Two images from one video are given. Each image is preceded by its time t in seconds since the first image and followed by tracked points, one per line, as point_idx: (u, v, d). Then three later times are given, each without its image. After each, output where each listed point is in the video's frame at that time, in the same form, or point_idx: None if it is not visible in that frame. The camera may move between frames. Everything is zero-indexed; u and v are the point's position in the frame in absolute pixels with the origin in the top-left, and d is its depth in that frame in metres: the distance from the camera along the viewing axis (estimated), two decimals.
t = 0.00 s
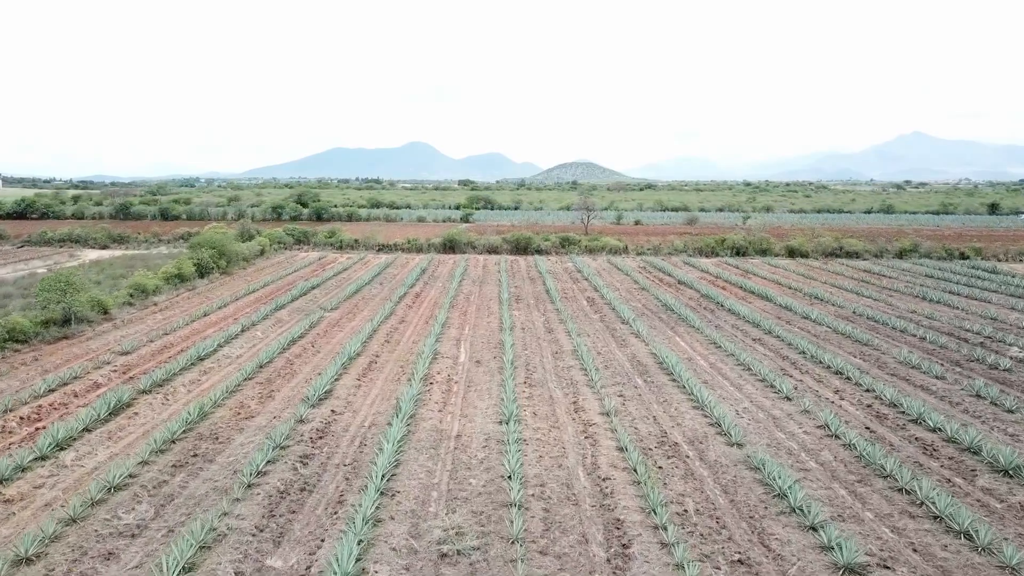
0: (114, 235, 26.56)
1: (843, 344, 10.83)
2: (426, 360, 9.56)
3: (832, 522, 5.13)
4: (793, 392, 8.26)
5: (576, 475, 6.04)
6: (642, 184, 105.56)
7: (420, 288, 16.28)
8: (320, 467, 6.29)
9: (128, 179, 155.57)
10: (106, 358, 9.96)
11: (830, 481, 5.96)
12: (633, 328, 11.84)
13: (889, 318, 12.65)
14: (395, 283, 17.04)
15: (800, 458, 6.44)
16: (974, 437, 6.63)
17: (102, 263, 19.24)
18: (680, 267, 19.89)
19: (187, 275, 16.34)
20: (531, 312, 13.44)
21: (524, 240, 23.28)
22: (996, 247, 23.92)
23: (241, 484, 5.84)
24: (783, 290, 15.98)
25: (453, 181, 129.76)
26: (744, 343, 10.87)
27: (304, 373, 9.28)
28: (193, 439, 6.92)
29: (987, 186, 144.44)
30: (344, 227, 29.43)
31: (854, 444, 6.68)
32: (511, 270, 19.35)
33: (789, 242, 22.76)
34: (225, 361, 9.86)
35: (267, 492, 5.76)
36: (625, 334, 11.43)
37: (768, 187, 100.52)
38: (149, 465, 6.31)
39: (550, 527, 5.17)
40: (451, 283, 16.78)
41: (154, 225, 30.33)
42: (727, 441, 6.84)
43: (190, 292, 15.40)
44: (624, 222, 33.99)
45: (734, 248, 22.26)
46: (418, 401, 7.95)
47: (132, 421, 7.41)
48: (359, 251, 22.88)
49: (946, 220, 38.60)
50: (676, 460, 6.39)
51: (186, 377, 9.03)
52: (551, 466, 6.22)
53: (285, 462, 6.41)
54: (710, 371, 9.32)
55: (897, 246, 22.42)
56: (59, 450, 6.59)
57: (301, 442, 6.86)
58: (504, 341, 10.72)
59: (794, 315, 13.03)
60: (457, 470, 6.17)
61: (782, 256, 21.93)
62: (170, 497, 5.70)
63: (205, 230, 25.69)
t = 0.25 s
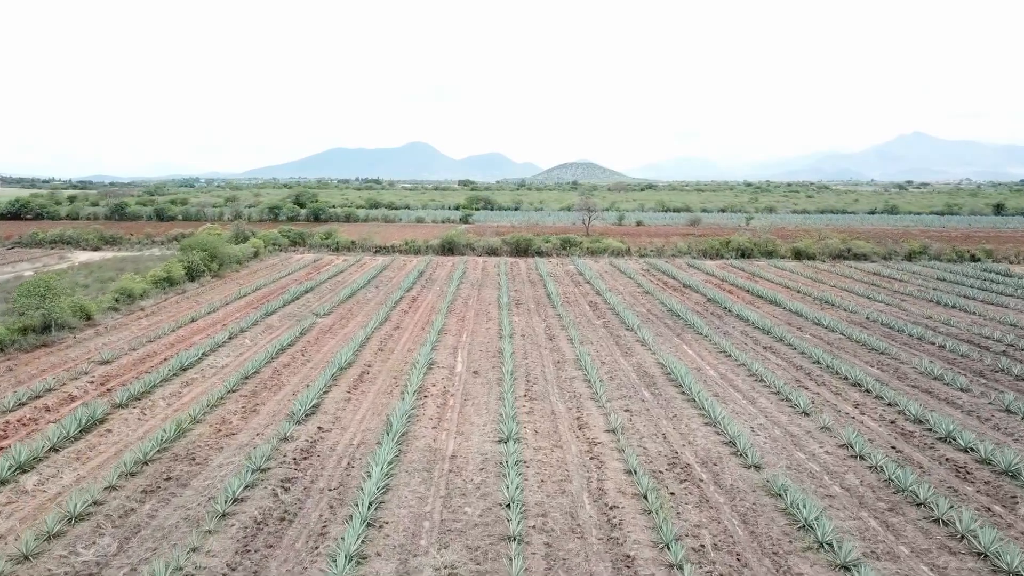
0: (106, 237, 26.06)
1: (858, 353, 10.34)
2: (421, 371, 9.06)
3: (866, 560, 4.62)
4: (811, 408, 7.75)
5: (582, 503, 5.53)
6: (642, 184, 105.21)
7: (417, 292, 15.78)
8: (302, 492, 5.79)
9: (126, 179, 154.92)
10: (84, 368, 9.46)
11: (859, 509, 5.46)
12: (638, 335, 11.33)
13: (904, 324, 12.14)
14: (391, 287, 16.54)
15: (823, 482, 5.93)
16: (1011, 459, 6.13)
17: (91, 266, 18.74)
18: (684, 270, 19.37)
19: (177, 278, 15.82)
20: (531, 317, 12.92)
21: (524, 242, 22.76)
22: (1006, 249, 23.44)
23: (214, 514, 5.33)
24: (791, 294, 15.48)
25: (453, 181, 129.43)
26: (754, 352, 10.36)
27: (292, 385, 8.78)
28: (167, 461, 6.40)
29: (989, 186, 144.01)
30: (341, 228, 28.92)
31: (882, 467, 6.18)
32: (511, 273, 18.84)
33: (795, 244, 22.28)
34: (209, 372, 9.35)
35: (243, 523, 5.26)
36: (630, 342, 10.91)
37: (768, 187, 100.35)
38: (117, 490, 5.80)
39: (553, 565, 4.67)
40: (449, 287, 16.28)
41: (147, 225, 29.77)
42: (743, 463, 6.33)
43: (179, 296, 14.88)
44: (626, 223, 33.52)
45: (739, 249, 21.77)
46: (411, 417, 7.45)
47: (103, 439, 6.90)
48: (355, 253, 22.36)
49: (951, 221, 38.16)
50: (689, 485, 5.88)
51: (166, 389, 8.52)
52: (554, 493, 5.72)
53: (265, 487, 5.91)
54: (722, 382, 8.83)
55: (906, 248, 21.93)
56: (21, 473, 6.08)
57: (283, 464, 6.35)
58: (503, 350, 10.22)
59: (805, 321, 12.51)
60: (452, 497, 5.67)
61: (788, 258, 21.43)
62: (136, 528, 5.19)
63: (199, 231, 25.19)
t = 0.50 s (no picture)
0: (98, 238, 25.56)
1: (876, 362, 9.83)
2: (415, 383, 8.55)
3: None
4: (831, 424, 7.24)
5: (587, 537, 5.03)
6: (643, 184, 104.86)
7: (414, 296, 15.27)
8: (281, 522, 5.28)
9: (126, 180, 154.36)
10: (60, 378, 8.95)
11: (893, 543, 4.95)
12: (643, 343, 10.82)
13: (922, 331, 11.62)
14: (387, 290, 16.04)
15: (851, 511, 5.43)
16: None
17: (79, 268, 18.23)
18: (689, 273, 18.85)
19: (166, 282, 15.32)
20: (532, 323, 12.42)
21: (525, 243, 22.25)
22: (1017, 251, 22.91)
23: (182, 550, 4.82)
24: (801, 298, 14.96)
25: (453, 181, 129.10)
26: (766, 361, 9.85)
27: (278, 398, 8.28)
28: (137, 485, 5.90)
29: (992, 185, 143.37)
30: (338, 229, 28.42)
31: (914, 493, 5.67)
32: (510, 276, 18.33)
33: (801, 246, 21.78)
34: (191, 383, 8.84)
35: (213, 561, 4.75)
36: (635, 350, 10.41)
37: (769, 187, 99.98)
38: (78, 520, 5.29)
39: None
40: (447, 291, 15.78)
41: (141, 226, 29.26)
42: (762, 488, 5.83)
43: (167, 300, 14.37)
44: (627, 224, 33.05)
45: (744, 251, 21.28)
46: (403, 435, 6.94)
47: (71, 460, 6.40)
48: (352, 255, 21.86)
49: (957, 221, 37.70)
50: (704, 514, 5.37)
51: (145, 403, 8.01)
52: (557, 524, 5.21)
53: (242, 517, 5.39)
54: (734, 395, 8.32)
55: (915, 250, 21.42)
56: None
57: (263, 489, 5.84)
58: (502, 359, 9.72)
59: (816, 327, 12.01)
60: (444, 528, 5.16)
61: (795, 260, 20.92)
62: (93, 566, 4.68)
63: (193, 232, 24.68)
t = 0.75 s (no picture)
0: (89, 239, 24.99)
1: (897, 373, 9.27)
2: (407, 397, 8.00)
3: None
4: (857, 445, 6.68)
5: None
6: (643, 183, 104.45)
7: (410, 300, 14.71)
8: (253, 563, 4.72)
9: (125, 180, 153.96)
10: (29, 391, 8.38)
11: None
12: (650, 352, 10.26)
13: (942, 339, 11.07)
14: (382, 294, 15.47)
15: (889, 550, 4.87)
16: None
17: (65, 271, 17.67)
18: (694, 276, 18.29)
19: (152, 286, 14.77)
20: (532, 329, 11.86)
21: (525, 245, 21.70)
22: None
23: None
24: (812, 303, 14.41)
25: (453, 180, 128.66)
26: (780, 372, 9.29)
27: (260, 414, 7.72)
28: (96, 518, 5.33)
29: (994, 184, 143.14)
30: (335, 230, 27.86)
31: (957, 528, 5.11)
32: (510, 279, 17.77)
33: (809, 248, 21.24)
34: (169, 397, 8.29)
35: None
36: (641, 360, 9.86)
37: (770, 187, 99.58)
38: (25, 561, 4.73)
39: None
40: (444, 295, 15.22)
41: (134, 227, 28.70)
42: (788, 522, 5.26)
43: (153, 306, 13.81)
44: (629, 225, 32.52)
45: (750, 253, 20.73)
46: (393, 458, 6.39)
47: (27, 487, 5.84)
48: (347, 257, 21.31)
49: (963, 222, 37.21)
50: (725, 553, 4.81)
51: (116, 420, 7.45)
52: (561, 565, 4.65)
53: (209, 557, 4.82)
54: (750, 412, 7.76)
55: (926, 252, 20.87)
56: None
57: (235, 522, 5.28)
58: (501, 370, 9.16)
59: (831, 335, 11.45)
60: (434, 571, 4.61)
61: (803, 263, 20.38)
62: None
63: (185, 233, 24.11)
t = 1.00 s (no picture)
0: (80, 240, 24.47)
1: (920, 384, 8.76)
2: (399, 412, 7.49)
3: None
4: (885, 467, 6.17)
5: None
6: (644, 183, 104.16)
7: (406, 304, 14.19)
8: None
9: (125, 179, 153.72)
10: None
11: None
12: (656, 361, 9.75)
13: (963, 346, 10.55)
14: (377, 298, 14.95)
15: None
16: None
17: (51, 274, 17.14)
18: (699, 279, 17.76)
19: (139, 289, 14.26)
20: (533, 336, 11.35)
21: (525, 247, 21.20)
22: None
23: None
24: (823, 308, 13.89)
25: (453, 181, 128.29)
26: (796, 383, 8.77)
27: (242, 431, 7.21)
28: (50, 553, 4.82)
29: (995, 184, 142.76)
30: (331, 231, 27.32)
31: (1006, 567, 4.59)
32: (510, 282, 17.27)
33: (816, 250, 20.74)
34: (146, 410, 7.78)
35: None
36: (647, 370, 9.35)
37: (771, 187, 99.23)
38: None
39: None
40: (441, 298, 14.70)
41: (127, 228, 28.17)
42: (817, 558, 4.75)
43: (139, 311, 13.29)
44: (631, 225, 32.03)
45: (756, 255, 20.23)
46: (382, 482, 5.87)
47: None
48: (343, 259, 20.80)
49: (969, 222, 36.73)
50: None
51: (85, 438, 6.92)
52: None
53: None
54: (766, 428, 7.25)
55: (935, 254, 20.37)
56: None
57: (204, 559, 4.77)
58: (500, 382, 8.65)
59: (846, 343, 10.92)
60: None
61: (810, 265, 19.87)
62: None
63: (178, 234, 23.59)
